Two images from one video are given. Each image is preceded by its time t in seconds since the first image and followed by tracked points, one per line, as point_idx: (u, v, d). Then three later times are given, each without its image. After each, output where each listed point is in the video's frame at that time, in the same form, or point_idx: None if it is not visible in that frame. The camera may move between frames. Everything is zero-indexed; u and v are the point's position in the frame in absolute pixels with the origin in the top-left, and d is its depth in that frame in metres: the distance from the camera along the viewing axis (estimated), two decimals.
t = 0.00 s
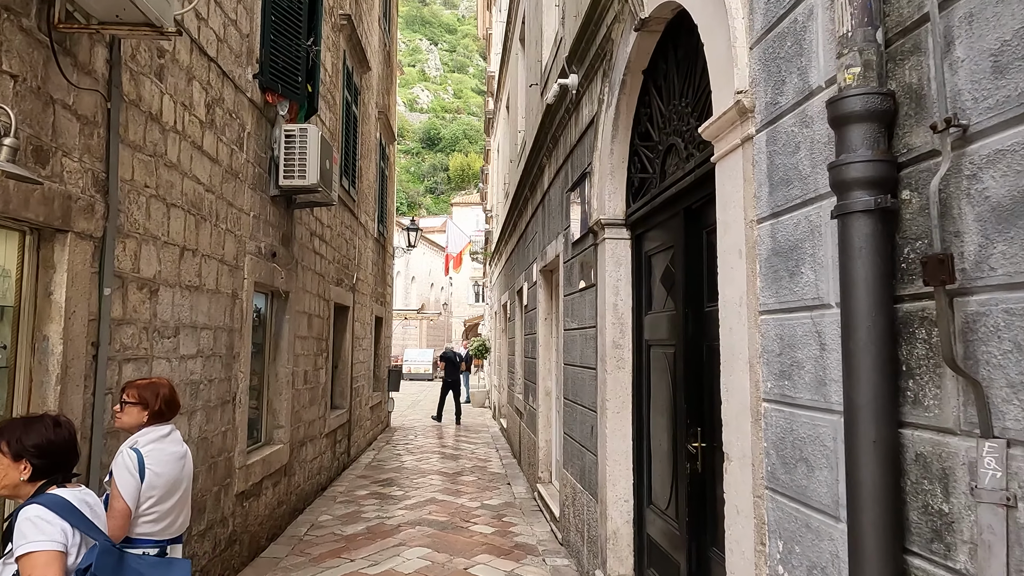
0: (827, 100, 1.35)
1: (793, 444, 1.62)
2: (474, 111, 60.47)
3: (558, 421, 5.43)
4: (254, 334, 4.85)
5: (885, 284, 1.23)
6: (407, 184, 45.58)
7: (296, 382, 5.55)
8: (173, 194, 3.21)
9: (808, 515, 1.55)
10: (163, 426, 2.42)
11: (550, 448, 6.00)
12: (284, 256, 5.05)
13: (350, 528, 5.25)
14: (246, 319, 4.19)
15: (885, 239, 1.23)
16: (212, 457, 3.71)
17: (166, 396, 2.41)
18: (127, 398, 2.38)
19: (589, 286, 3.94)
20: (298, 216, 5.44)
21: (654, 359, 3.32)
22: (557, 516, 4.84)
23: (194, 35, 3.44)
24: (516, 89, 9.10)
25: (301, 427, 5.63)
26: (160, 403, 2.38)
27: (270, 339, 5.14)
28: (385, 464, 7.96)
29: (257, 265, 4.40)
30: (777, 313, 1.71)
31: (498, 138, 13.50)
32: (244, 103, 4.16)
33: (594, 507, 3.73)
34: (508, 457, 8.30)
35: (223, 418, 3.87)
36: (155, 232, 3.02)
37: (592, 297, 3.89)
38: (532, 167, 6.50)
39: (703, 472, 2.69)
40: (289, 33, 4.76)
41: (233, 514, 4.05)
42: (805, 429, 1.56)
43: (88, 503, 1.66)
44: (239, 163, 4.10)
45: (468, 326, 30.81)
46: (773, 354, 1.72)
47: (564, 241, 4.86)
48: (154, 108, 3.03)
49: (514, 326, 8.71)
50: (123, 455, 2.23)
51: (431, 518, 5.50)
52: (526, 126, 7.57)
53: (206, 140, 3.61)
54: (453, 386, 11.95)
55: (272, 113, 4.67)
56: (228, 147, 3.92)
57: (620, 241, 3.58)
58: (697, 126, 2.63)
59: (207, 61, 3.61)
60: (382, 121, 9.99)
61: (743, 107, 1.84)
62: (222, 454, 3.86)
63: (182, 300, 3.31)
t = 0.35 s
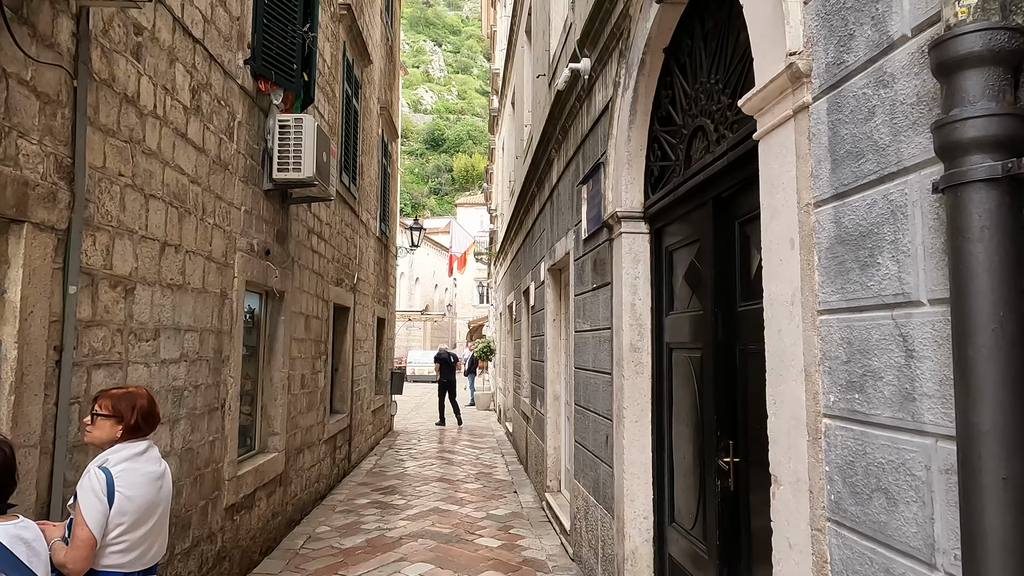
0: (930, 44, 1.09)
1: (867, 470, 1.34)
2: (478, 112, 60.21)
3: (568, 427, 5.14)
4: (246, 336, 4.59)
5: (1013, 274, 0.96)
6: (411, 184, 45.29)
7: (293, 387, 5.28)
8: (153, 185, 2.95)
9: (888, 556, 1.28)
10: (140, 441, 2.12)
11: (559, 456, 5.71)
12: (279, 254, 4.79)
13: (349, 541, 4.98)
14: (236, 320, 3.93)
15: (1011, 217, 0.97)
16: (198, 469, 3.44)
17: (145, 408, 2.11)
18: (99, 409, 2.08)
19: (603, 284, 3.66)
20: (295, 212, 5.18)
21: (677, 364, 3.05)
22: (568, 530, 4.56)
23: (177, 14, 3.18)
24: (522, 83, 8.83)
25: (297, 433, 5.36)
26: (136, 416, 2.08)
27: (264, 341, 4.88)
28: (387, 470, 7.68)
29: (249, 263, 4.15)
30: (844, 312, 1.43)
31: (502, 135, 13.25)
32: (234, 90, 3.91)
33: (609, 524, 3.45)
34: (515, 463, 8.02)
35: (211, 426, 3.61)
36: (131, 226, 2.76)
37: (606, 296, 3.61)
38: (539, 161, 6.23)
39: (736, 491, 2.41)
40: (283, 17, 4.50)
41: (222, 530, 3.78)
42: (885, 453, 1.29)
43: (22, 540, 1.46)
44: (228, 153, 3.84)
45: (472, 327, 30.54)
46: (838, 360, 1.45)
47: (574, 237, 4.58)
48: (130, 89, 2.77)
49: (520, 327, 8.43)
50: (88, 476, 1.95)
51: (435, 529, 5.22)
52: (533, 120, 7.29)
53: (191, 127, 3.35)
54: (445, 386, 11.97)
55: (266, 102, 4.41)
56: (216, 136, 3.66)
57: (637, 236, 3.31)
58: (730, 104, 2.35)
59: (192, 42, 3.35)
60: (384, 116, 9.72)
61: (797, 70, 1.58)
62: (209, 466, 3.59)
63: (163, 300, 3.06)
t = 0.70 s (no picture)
0: None
1: (971, 506, 1.07)
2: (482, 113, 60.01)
3: (578, 434, 4.88)
4: (236, 338, 4.33)
5: None
6: (414, 186, 45.10)
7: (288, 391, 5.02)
8: (127, 173, 2.70)
9: None
10: (100, 461, 1.78)
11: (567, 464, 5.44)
12: (272, 251, 4.54)
13: (346, 554, 4.71)
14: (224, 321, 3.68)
15: None
16: (180, 482, 3.18)
17: (107, 422, 1.77)
18: (53, 424, 1.74)
19: (617, 282, 3.39)
20: (289, 208, 4.93)
21: (700, 369, 2.78)
22: (578, 544, 4.28)
23: None
24: (527, 76, 8.57)
25: (293, 440, 5.11)
26: (97, 432, 1.74)
27: (256, 343, 4.62)
28: (388, 477, 7.42)
29: (238, 260, 3.89)
30: (933, 308, 1.17)
31: (507, 133, 13.01)
32: (222, 75, 3.66)
33: (625, 542, 3.18)
34: (520, 469, 7.75)
35: (195, 435, 3.35)
36: (100, 217, 2.51)
37: (621, 295, 3.34)
38: (546, 155, 5.97)
39: (772, 512, 2.13)
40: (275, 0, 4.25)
41: (207, 546, 3.52)
42: (1001, 485, 1.02)
43: None
44: (214, 142, 3.59)
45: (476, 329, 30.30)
46: (925, 366, 1.17)
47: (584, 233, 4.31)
48: (99, 66, 2.52)
49: (525, 328, 8.17)
50: (37, 502, 1.61)
51: (437, 542, 4.96)
52: (539, 114, 7.03)
53: (171, 112, 3.10)
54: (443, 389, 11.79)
55: (257, 90, 4.16)
56: (200, 123, 3.41)
57: (655, 229, 3.04)
58: (767, 76, 2.08)
59: (173, 20, 3.10)
60: (386, 112, 9.48)
61: (867, 17, 1.31)
62: (193, 478, 3.33)
63: (138, 298, 2.80)
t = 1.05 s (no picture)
0: None
1: None
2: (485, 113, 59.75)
3: (588, 442, 4.61)
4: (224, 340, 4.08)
5: None
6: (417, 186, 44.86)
7: (281, 397, 4.77)
8: (94, 160, 2.45)
9: None
10: (38, 489, 1.53)
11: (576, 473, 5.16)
12: (263, 248, 4.29)
13: (342, 569, 4.45)
14: (209, 323, 3.42)
15: None
16: (157, 498, 2.92)
17: (45, 444, 1.52)
18: None
19: (633, 280, 3.13)
20: (282, 203, 4.67)
21: (728, 375, 2.51)
22: (589, 561, 4.01)
23: None
24: (532, 70, 8.31)
25: (287, 449, 4.85)
26: (32, 455, 1.49)
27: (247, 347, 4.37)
28: (388, 484, 7.16)
29: (225, 258, 3.63)
30: None
31: (511, 131, 12.74)
32: (206, 59, 3.41)
33: (643, 563, 2.91)
34: (525, 476, 7.47)
35: (175, 446, 3.09)
36: (60, 207, 2.25)
37: (636, 294, 3.07)
38: (552, 148, 5.71)
39: (819, 542, 1.87)
40: None
41: (190, 566, 3.26)
42: None
43: None
44: (198, 131, 3.33)
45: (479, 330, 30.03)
46: None
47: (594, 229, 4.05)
48: (60, 40, 2.26)
49: (530, 330, 7.90)
50: None
51: (439, 556, 4.69)
52: (544, 107, 6.76)
53: (147, 96, 2.84)
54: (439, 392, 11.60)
55: (246, 77, 3.91)
56: (181, 109, 3.15)
57: (676, 221, 2.77)
58: (814, 41, 1.82)
59: None
60: (387, 108, 9.23)
61: None
62: (173, 493, 3.07)
63: (109, 298, 2.54)
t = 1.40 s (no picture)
0: None
1: None
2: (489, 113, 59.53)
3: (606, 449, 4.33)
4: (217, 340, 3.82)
5: None
6: (421, 186, 44.65)
7: (280, 401, 4.50)
8: (62, 137, 2.18)
9: None
10: None
11: (590, 481, 4.89)
12: (259, 242, 4.02)
13: None
14: (199, 321, 3.16)
15: None
16: (139, 513, 2.66)
17: None
18: None
19: (661, 273, 2.85)
20: (280, 194, 4.41)
21: (774, 378, 2.23)
22: None
23: None
24: (541, 61, 8.03)
25: (285, 455, 4.58)
26: None
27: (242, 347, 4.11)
28: (393, 490, 6.89)
29: (217, 252, 3.37)
30: None
31: (518, 127, 12.47)
32: (195, 34, 3.15)
33: None
34: (534, 482, 7.20)
35: (159, 456, 2.83)
36: (21, 188, 1.99)
37: (665, 289, 2.79)
38: (565, 138, 5.43)
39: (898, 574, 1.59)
40: None
41: None
42: None
43: None
44: (186, 113, 3.07)
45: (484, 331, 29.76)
46: None
47: (613, 221, 3.78)
48: None
49: (539, 330, 7.63)
50: None
51: (447, 569, 4.41)
52: (555, 97, 6.48)
53: (127, 70, 2.58)
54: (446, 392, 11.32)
55: (240, 57, 3.65)
56: (167, 88, 2.90)
57: (712, 207, 2.49)
58: None
59: None
60: (391, 101, 8.97)
61: None
62: (157, 507, 2.81)
63: (81, 292, 2.28)
